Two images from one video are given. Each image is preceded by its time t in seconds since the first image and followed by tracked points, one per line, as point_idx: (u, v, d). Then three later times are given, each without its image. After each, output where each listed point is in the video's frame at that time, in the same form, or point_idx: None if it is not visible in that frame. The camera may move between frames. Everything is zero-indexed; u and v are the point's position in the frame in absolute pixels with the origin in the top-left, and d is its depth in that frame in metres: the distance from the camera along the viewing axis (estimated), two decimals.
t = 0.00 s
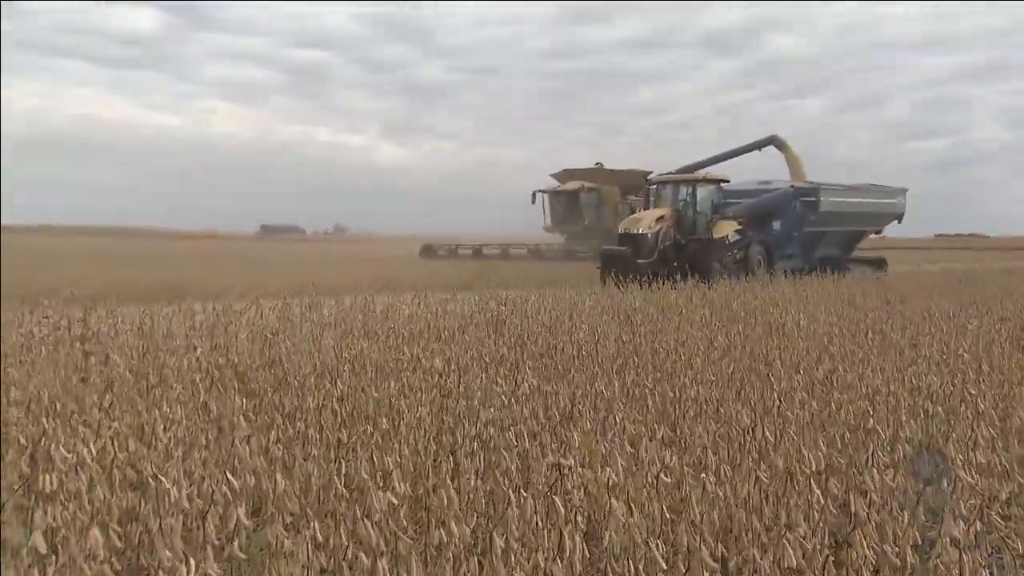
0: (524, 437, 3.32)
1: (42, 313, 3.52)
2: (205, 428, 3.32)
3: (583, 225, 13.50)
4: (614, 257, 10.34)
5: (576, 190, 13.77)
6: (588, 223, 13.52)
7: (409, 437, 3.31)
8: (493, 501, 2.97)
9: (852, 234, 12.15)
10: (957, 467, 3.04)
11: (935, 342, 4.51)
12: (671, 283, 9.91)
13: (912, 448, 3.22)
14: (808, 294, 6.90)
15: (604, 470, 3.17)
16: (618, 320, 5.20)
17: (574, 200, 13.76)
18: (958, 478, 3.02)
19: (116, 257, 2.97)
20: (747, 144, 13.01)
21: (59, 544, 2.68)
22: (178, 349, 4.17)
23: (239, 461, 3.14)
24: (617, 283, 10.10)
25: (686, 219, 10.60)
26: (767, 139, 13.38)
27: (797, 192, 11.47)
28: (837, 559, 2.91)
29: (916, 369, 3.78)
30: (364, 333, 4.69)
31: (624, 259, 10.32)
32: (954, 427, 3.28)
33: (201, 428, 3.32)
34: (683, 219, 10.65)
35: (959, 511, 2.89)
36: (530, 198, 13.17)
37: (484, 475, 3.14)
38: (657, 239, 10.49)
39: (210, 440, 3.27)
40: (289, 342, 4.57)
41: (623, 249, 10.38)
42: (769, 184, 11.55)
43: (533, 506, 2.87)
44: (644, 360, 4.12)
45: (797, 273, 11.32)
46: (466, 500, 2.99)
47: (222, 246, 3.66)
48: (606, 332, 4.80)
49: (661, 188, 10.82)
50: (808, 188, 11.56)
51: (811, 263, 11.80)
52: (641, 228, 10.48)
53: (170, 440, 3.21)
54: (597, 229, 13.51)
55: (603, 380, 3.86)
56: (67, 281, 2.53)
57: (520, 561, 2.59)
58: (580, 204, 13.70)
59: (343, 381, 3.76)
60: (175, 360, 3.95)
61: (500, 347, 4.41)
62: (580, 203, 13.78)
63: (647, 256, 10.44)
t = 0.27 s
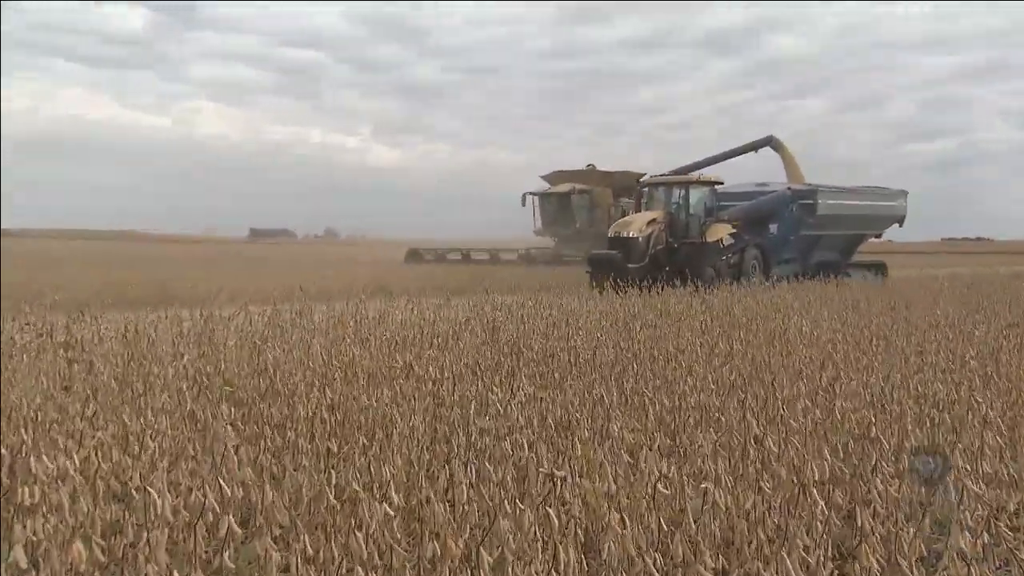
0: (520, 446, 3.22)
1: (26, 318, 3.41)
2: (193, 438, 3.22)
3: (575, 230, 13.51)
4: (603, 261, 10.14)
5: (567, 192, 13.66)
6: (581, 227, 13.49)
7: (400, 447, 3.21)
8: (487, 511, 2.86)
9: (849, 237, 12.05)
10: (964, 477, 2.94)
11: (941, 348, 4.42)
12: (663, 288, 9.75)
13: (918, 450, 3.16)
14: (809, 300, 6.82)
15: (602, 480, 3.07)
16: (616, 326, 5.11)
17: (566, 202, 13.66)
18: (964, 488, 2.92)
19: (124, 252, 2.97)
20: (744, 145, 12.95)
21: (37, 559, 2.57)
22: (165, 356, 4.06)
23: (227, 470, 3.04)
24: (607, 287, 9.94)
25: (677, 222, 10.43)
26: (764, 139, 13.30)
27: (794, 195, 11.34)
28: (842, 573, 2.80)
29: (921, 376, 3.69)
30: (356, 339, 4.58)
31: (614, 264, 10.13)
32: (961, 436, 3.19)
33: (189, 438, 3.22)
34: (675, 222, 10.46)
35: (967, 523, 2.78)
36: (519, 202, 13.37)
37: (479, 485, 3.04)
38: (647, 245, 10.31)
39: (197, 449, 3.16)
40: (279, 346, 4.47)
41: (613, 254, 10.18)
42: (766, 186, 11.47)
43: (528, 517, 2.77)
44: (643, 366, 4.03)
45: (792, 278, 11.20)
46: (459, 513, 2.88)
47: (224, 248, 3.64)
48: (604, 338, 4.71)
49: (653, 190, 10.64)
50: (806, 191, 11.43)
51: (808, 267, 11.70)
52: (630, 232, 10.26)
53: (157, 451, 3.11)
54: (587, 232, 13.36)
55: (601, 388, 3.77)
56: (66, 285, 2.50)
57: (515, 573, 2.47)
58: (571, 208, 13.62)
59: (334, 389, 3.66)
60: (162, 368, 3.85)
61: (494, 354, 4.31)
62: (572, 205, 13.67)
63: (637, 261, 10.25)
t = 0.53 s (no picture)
0: (520, 456, 3.12)
1: (14, 326, 3.31)
2: (183, 449, 3.12)
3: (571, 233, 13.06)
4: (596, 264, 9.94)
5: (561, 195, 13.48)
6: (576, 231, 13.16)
7: (396, 457, 3.11)
8: (486, 523, 2.76)
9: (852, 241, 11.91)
10: (976, 490, 2.83)
11: (953, 355, 4.33)
12: (661, 292, 9.60)
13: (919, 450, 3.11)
14: (816, 306, 6.72)
15: (604, 490, 2.97)
16: (619, 334, 5.01)
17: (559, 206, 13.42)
18: (977, 500, 2.82)
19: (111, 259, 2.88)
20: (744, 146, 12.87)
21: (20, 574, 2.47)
22: (154, 365, 3.95)
23: (219, 480, 2.95)
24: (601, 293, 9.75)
25: (674, 225, 10.29)
26: (764, 140, 13.22)
27: (793, 198, 11.26)
28: None
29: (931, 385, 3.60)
30: (352, 347, 4.49)
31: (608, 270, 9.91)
32: (972, 446, 3.09)
33: (179, 448, 3.12)
34: (671, 226, 10.32)
35: (981, 536, 2.65)
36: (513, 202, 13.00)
37: (478, 495, 2.94)
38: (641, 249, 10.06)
39: (188, 459, 3.07)
40: (273, 353, 4.37)
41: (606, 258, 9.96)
42: (766, 189, 11.37)
43: (527, 529, 2.66)
44: (644, 374, 3.93)
45: (792, 283, 11.05)
46: (456, 524, 2.78)
47: (217, 258, 3.56)
48: (604, 346, 4.62)
49: (649, 193, 10.51)
50: (806, 194, 11.33)
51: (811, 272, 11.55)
52: (625, 235, 10.00)
53: (146, 461, 3.01)
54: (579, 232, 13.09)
55: (601, 396, 3.67)
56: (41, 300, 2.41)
57: None
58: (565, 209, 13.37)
59: (330, 398, 3.57)
60: (152, 376, 3.74)
61: (492, 361, 4.22)
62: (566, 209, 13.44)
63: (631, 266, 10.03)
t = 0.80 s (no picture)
0: (520, 468, 3.03)
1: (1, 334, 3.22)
2: (174, 460, 3.02)
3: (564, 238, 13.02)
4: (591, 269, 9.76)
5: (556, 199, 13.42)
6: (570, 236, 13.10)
7: (392, 470, 3.00)
8: (486, 538, 2.64)
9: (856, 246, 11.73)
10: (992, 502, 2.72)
11: (966, 365, 4.23)
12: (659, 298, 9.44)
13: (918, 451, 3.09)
14: (823, 313, 6.62)
15: (607, 504, 2.86)
16: (621, 342, 4.92)
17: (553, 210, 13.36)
18: (991, 513, 2.70)
19: (109, 264, 2.81)
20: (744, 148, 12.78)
21: None
22: (145, 374, 3.86)
23: (211, 493, 2.85)
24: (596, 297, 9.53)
25: (669, 229, 10.18)
26: (765, 142, 13.13)
27: (795, 201, 11.05)
28: None
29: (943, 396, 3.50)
30: (348, 355, 4.40)
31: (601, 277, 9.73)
32: (986, 459, 2.98)
33: (170, 460, 3.02)
34: (667, 230, 10.21)
35: (996, 551, 2.52)
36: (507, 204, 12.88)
37: (477, 509, 2.83)
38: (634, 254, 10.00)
39: (181, 471, 2.97)
40: (267, 363, 4.28)
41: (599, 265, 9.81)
42: (765, 193, 11.26)
43: (528, 543, 2.54)
44: (648, 384, 3.84)
45: (791, 291, 10.87)
46: (455, 538, 2.67)
47: (216, 264, 3.48)
48: (607, 354, 4.53)
49: (644, 196, 10.40)
50: (808, 198, 11.12)
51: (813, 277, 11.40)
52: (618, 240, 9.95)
53: (137, 474, 2.91)
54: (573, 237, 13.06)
55: (603, 407, 3.58)
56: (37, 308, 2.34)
57: None
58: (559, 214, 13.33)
59: (326, 408, 3.48)
60: (142, 386, 3.65)
61: (492, 371, 4.13)
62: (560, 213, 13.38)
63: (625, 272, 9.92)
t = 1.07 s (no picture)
0: (521, 478, 2.95)
1: None
2: (165, 470, 2.94)
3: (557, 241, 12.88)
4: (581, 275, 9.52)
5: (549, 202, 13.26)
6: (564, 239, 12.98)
7: (389, 481, 2.92)
8: (484, 549, 2.55)
9: (857, 250, 11.64)
10: (1005, 513, 2.64)
11: (978, 373, 4.14)
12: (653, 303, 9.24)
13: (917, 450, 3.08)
14: (830, 319, 6.53)
15: (609, 515, 2.77)
16: (623, 348, 4.85)
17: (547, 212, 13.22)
18: (1004, 523, 2.62)
19: (101, 272, 2.73)
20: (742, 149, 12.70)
21: None
22: (135, 381, 3.79)
23: (204, 504, 2.77)
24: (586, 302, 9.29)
25: (664, 232, 9.89)
26: (763, 143, 13.05)
27: (795, 203, 10.87)
28: None
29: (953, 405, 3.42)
30: (344, 361, 4.32)
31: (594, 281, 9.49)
32: (998, 468, 2.91)
33: (161, 469, 2.94)
34: (661, 234, 9.92)
35: (1010, 564, 2.44)
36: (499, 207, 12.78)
37: (476, 520, 2.74)
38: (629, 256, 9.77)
39: (174, 482, 2.89)
40: (263, 369, 4.20)
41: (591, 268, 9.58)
42: (765, 195, 11.08)
43: (528, 554, 2.45)
44: (651, 391, 3.77)
45: (789, 296, 10.70)
46: (453, 549, 2.59)
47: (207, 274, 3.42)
48: (610, 361, 4.45)
49: (639, 198, 10.10)
50: (808, 200, 10.95)
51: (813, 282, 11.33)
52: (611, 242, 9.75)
53: (126, 484, 2.83)
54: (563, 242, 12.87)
55: (605, 415, 3.51)
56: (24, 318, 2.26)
57: None
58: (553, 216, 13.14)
59: (321, 416, 3.41)
60: (133, 394, 3.58)
61: (492, 378, 4.05)
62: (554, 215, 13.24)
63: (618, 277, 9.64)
